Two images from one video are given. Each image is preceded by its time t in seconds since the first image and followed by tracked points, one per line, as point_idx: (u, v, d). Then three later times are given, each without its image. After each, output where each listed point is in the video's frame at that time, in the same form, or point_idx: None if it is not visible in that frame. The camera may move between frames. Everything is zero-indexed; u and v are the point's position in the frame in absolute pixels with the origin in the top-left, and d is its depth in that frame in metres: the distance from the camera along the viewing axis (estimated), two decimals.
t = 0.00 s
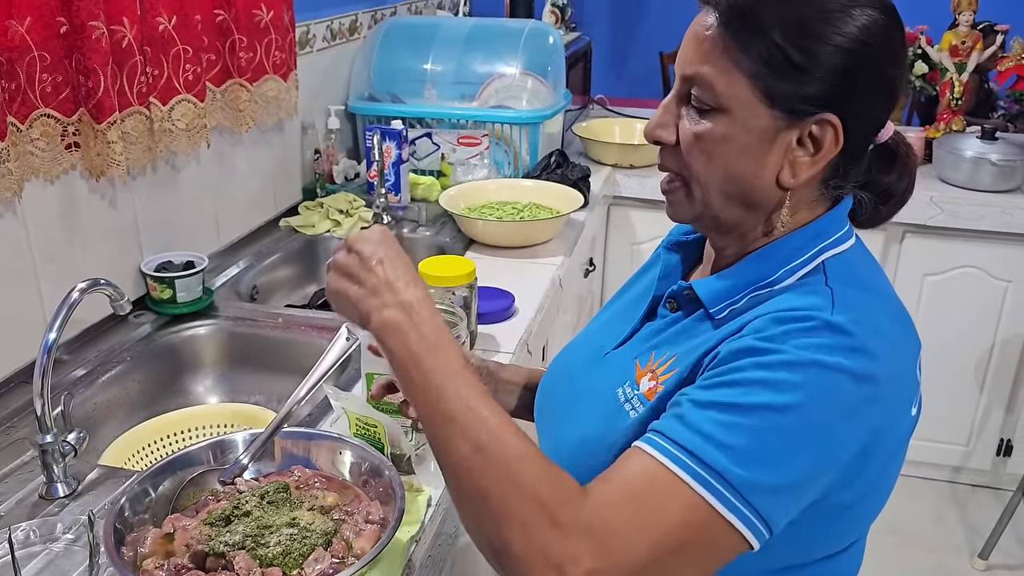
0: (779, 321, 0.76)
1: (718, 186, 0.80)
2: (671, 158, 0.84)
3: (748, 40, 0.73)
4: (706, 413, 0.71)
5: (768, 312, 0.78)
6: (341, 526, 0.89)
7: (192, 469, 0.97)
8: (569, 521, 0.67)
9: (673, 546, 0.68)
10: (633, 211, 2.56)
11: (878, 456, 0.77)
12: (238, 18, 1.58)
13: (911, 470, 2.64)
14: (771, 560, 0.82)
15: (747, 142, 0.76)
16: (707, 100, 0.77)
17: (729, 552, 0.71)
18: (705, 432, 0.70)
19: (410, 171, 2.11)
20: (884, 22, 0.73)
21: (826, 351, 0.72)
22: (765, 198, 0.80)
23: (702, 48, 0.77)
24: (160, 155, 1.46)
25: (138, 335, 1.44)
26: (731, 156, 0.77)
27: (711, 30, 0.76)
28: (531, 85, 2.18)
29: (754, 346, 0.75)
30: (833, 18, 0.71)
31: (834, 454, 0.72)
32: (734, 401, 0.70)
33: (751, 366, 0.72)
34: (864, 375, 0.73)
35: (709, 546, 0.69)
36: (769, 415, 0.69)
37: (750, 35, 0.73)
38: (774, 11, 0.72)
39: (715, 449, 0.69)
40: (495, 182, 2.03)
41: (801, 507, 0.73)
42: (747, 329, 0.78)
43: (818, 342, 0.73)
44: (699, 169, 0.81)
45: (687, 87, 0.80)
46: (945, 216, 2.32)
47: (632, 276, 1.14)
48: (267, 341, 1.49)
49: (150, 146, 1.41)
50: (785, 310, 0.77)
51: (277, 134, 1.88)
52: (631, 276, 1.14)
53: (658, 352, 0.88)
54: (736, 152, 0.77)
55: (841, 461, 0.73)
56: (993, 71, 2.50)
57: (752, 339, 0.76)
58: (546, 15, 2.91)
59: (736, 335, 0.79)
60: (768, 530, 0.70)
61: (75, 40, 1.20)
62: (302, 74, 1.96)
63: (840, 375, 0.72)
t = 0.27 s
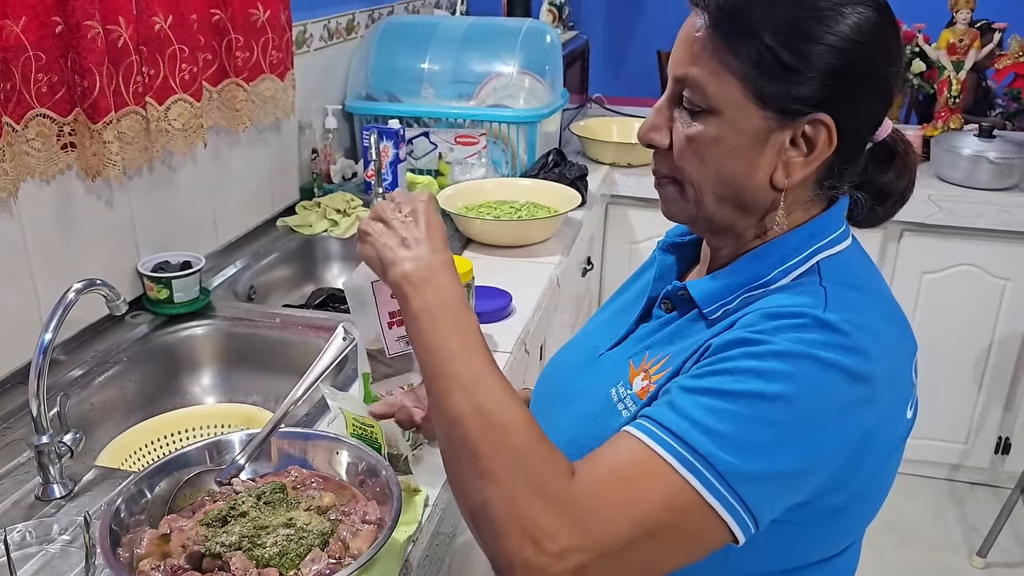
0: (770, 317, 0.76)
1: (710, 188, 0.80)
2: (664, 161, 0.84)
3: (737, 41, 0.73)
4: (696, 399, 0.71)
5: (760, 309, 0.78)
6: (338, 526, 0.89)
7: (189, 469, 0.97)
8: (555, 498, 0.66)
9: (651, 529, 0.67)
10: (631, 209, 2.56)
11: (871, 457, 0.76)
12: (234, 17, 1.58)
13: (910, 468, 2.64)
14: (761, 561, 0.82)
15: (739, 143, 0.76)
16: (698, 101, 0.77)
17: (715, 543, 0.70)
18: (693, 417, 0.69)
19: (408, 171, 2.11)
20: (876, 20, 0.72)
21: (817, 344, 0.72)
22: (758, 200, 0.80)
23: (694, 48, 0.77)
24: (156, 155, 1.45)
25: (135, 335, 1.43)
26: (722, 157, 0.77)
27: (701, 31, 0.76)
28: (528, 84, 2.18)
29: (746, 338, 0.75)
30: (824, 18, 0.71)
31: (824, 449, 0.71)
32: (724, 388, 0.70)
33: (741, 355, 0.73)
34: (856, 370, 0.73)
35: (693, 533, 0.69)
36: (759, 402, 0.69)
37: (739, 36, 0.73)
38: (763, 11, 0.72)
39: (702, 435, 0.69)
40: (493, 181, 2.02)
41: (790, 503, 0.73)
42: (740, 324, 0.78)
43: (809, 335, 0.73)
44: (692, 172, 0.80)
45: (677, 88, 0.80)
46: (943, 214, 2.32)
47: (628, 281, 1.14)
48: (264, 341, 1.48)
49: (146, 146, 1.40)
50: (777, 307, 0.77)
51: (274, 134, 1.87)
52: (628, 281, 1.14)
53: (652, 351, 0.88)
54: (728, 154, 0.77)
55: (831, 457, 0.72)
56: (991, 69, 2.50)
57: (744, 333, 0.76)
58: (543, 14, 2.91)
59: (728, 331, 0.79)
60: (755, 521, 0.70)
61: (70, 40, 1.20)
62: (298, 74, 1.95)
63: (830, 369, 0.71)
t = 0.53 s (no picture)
0: (771, 326, 0.75)
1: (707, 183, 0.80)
2: (662, 162, 0.84)
3: (733, 38, 0.73)
4: (698, 421, 0.71)
5: (762, 316, 0.77)
6: (338, 526, 0.88)
7: (188, 469, 0.96)
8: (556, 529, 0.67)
9: (658, 557, 0.67)
10: (631, 208, 2.56)
11: (875, 461, 0.76)
12: (233, 16, 1.57)
13: (911, 466, 2.64)
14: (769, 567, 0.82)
15: (736, 139, 0.75)
16: (695, 98, 0.77)
17: (723, 563, 0.70)
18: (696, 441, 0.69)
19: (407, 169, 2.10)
20: (873, 16, 0.72)
21: (818, 356, 0.71)
22: (757, 196, 0.80)
23: (689, 47, 0.77)
24: (155, 154, 1.45)
25: (135, 334, 1.43)
26: (719, 152, 0.77)
27: (698, 28, 0.76)
28: (528, 82, 2.18)
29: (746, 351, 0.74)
30: (820, 13, 0.70)
31: (828, 461, 0.71)
32: (726, 410, 0.70)
33: (743, 372, 0.72)
34: (859, 380, 0.72)
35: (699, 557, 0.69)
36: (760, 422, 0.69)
37: (734, 33, 0.73)
38: (758, 8, 0.72)
39: (705, 459, 0.69)
40: (492, 179, 2.02)
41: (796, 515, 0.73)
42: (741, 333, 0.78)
43: (811, 347, 0.72)
44: (689, 170, 0.80)
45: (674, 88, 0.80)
46: (943, 212, 2.31)
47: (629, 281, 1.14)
48: (263, 340, 1.48)
49: (144, 146, 1.40)
50: (778, 313, 0.77)
51: (273, 133, 1.87)
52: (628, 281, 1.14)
53: (654, 356, 0.88)
54: (724, 147, 0.76)
55: (836, 466, 0.72)
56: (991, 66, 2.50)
57: (745, 345, 0.75)
58: (543, 12, 2.91)
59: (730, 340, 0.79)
60: (761, 538, 0.70)
61: (68, 39, 1.19)
62: (298, 72, 1.95)
63: (834, 381, 0.71)
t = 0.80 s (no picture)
0: (782, 335, 0.75)
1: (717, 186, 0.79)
2: (670, 165, 0.84)
3: (738, 39, 0.73)
4: (711, 444, 0.70)
5: (772, 324, 0.77)
6: (342, 524, 0.88)
7: (192, 467, 0.96)
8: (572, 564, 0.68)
9: None
10: (633, 205, 2.55)
11: (888, 464, 0.76)
12: (235, 14, 1.57)
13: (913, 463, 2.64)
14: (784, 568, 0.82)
15: (744, 142, 0.75)
16: (701, 101, 0.76)
17: None
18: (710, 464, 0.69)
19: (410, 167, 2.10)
20: (879, 12, 0.72)
21: (831, 369, 0.70)
22: (766, 198, 0.79)
23: (694, 48, 0.77)
24: (158, 151, 1.45)
25: (138, 332, 1.43)
26: (728, 156, 0.77)
27: (701, 30, 0.76)
28: (531, 80, 2.17)
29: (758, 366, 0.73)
30: (827, 12, 0.70)
31: (842, 474, 0.71)
32: (740, 431, 0.70)
33: (755, 389, 0.71)
34: (873, 389, 0.71)
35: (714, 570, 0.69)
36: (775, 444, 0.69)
37: (740, 34, 0.72)
38: (762, 7, 0.72)
39: (721, 483, 0.69)
40: (495, 177, 2.02)
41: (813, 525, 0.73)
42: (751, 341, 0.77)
43: (823, 358, 0.71)
44: (697, 172, 0.80)
45: (681, 89, 0.79)
46: (947, 209, 2.30)
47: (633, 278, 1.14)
48: (266, 338, 1.48)
49: (147, 143, 1.40)
50: (788, 321, 0.76)
51: (276, 131, 1.87)
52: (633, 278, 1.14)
53: (661, 359, 0.88)
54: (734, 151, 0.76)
55: (851, 475, 0.72)
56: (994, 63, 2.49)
57: (756, 357, 0.74)
58: (545, 10, 2.90)
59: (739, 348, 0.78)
60: (780, 553, 0.70)
61: (71, 37, 1.19)
62: (300, 70, 1.95)
63: (848, 393, 0.70)
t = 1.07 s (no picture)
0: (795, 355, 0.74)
1: (722, 201, 0.79)
2: (670, 181, 0.84)
3: (732, 54, 0.73)
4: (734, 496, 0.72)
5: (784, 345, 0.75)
6: (345, 519, 0.88)
7: (195, 462, 0.96)
8: None
9: None
10: (635, 199, 2.55)
11: (899, 474, 0.77)
12: (235, 8, 1.57)
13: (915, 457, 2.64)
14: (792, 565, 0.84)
15: (747, 156, 0.75)
16: (698, 119, 0.77)
17: None
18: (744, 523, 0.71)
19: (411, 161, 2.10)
20: (875, 10, 0.71)
21: (854, 413, 0.70)
22: (771, 209, 0.79)
23: (685, 66, 0.77)
24: (159, 146, 1.45)
25: (140, 327, 1.43)
26: (732, 170, 0.77)
27: (691, 45, 0.76)
28: (532, 73, 2.17)
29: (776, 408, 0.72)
30: (822, 18, 0.70)
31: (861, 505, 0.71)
32: (760, 482, 0.71)
33: (778, 436, 0.70)
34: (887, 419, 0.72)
35: None
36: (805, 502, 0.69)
37: (735, 49, 0.73)
38: (758, 16, 0.71)
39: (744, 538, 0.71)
40: (497, 171, 2.01)
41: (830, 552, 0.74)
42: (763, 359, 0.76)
43: (846, 401, 0.70)
44: (700, 190, 0.80)
45: (675, 107, 0.79)
46: (949, 203, 2.30)
47: (644, 268, 1.13)
48: (269, 333, 1.48)
49: (148, 138, 1.39)
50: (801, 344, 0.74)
51: (277, 125, 1.87)
52: (644, 268, 1.13)
53: (665, 364, 0.87)
54: (737, 167, 0.76)
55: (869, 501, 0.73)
56: (997, 56, 2.48)
57: (772, 382, 0.73)
58: (546, 3, 2.90)
59: (750, 365, 0.77)
60: None
61: (71, 31, 1.19)
62: (301, 64, 1.94)
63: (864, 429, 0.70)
